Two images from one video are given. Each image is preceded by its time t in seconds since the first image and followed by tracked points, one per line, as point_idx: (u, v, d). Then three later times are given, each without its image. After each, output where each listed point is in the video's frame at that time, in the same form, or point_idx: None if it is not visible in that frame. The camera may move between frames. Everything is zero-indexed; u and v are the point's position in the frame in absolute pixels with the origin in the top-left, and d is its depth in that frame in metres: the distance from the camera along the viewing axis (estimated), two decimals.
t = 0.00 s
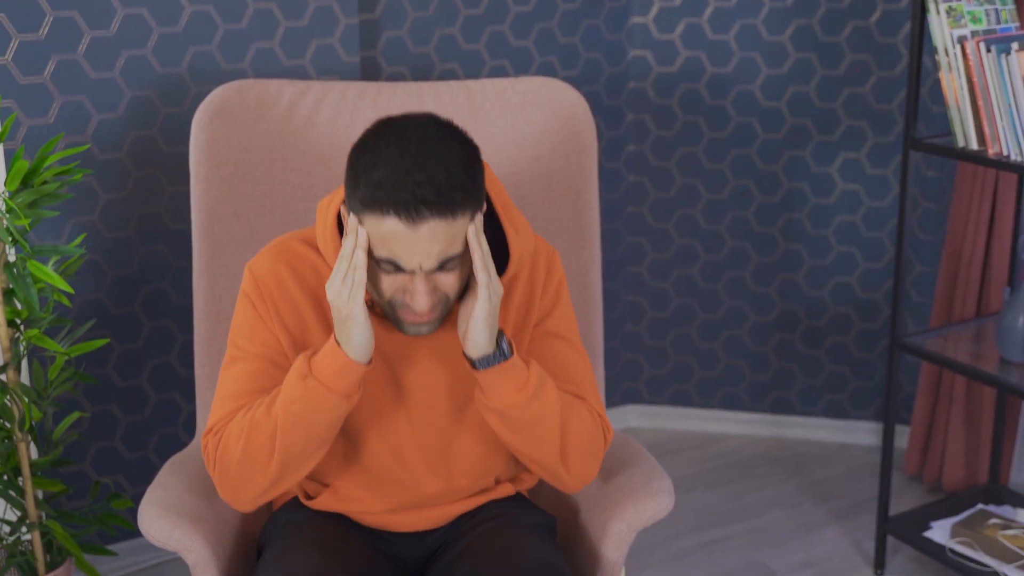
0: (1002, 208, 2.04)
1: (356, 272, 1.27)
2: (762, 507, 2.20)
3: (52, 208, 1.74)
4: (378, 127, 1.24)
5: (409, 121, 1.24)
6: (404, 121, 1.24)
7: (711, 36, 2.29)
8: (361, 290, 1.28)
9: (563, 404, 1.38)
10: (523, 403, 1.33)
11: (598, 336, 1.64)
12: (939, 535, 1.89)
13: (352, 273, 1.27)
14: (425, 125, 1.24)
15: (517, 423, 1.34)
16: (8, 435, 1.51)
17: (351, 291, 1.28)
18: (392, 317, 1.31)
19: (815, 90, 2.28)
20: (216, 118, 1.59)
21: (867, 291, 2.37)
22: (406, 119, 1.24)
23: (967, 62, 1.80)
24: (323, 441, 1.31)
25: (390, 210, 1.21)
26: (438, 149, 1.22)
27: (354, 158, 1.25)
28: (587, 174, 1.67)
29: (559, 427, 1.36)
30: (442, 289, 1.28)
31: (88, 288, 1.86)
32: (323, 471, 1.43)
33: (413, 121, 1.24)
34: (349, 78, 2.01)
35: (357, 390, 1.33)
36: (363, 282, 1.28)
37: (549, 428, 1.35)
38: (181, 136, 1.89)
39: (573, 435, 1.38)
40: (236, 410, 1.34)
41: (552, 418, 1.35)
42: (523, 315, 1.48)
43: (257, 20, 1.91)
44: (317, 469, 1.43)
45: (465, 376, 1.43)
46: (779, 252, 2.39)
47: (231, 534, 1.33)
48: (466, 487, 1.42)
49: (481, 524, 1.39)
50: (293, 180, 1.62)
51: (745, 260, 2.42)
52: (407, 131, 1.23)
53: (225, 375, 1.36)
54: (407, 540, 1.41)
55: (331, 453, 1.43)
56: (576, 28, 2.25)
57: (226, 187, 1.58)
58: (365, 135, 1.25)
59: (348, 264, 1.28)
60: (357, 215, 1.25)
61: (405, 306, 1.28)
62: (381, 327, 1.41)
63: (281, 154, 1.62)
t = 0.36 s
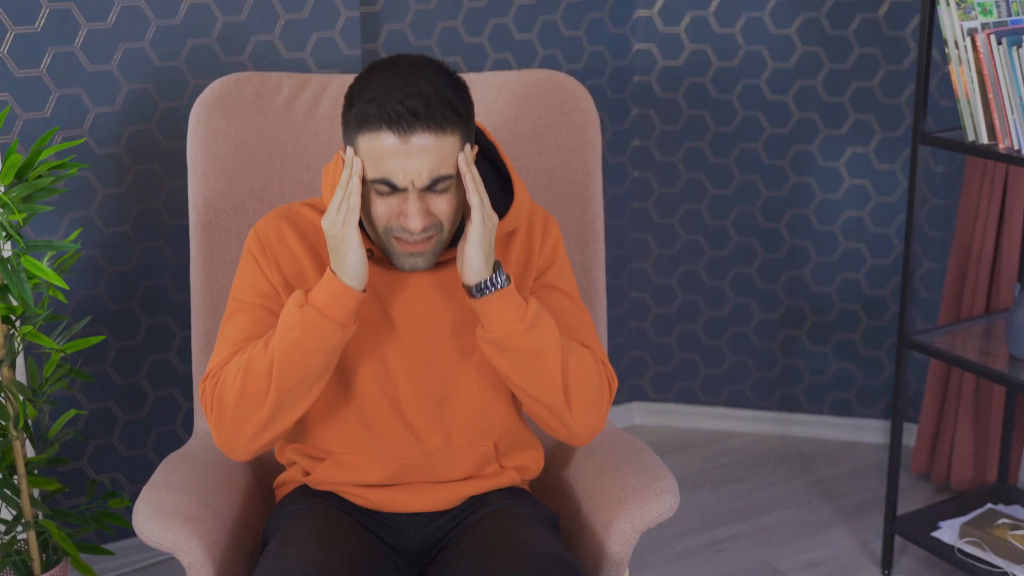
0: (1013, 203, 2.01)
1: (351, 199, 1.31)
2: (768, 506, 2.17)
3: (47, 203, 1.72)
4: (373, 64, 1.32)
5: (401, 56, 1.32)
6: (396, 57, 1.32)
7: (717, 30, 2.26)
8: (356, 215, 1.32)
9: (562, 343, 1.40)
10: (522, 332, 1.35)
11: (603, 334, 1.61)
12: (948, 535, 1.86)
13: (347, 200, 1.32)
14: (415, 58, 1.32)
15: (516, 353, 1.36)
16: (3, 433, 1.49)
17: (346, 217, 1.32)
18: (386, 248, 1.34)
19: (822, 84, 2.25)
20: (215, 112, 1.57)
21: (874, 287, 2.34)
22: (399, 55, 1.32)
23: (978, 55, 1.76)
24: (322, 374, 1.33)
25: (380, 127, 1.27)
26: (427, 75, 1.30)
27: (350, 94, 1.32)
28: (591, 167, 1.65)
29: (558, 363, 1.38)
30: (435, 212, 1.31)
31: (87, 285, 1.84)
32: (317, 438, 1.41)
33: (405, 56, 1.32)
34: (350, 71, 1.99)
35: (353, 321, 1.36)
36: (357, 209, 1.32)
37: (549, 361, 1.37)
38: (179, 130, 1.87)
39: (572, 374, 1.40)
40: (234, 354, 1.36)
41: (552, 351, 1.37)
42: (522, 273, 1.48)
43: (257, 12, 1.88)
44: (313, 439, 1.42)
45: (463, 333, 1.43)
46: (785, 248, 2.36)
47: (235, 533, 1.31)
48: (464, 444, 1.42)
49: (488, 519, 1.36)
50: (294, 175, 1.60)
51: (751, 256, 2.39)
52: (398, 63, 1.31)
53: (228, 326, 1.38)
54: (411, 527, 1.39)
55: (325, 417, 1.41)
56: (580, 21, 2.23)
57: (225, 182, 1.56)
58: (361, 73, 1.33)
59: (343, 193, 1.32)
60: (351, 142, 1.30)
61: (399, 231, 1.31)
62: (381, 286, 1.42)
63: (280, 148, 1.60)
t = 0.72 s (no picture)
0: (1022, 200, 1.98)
1: (348, 168, 1.34)
2: (774, 506, 2.15)
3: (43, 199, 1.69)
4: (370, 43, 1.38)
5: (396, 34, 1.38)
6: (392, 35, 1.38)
7: (723, 24, 2.23)
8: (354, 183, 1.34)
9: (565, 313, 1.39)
10: (522, 295, 1.35)
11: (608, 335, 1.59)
12: (956, 537, 1.84)
13: (344, 169, 1.34)
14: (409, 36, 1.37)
15: (516, 316, 1.35)
16: None
17: (343, 185, 1.34)
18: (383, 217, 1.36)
19: (828, 79, 2.22)
20: (213, 108, 1.55)
21: (882, 285, 2.31)
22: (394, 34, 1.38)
23: (988, 50, 1.73)
24: (318, 343, 1.32)
25: (376, 91, 1.31)
26: (421, 46, 1.35)
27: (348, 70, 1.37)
28: (594, 164, 1.62)
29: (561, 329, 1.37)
30: (432, 176, 1.34)
31: (85, 282, 1.82)
32: (316, 428, 1.39)
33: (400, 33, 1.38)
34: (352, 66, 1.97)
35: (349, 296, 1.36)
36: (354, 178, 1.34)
37: (551, 327, 1.36)
38: (178, 126, 1.84)
39: (576, 347, 1.39)
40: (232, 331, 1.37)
41: (552, 314, 1.36)
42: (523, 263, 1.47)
43: (258, 6, 1.86)
44: (311, 431, 1.40)
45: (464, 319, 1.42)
46: (791, 245, 2.34)
47: (231, 534, 1.29)
48: (466, 428, 1.39)
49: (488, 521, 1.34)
50: (293, 171, 1.58)
51: (757, 253, 2.36)
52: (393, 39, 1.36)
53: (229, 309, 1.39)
54: (411, 527, 1.37)
55: (323, 406, 1.39)
56: (584, 16, 2.20)
57: (223, 179, 1.54)
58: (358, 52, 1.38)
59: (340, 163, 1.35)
60: (349, 113, 1.34)
61: (398, 195, 1.33)
62: (382, 276, 1.42)
63: (279, 143, 1.58)
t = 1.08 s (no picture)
0: None
1: (349, 159, 1.34)
2: (779, 510, 2.13)
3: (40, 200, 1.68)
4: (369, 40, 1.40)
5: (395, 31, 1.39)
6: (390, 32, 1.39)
7: (729, 23, 2.21)
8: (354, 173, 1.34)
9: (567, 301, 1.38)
10: (524, 278, 1.34)
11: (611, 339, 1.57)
12: (964, 543, 1.81)
13: (345, 159, 1.34)
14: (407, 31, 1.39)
15: (518, 300, 1.33)
16: None
17: (343, 175, 1.34)
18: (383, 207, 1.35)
19: (836, 79, 2.19)
20: (212, 108, 1.53)
21: (889, 287, 2.29)
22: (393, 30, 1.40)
23: (999, 49, 1.70)
24: (317, 330, 1.31)
25: (376, 82, 1.32)
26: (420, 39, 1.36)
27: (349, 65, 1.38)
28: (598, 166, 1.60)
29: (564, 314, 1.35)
30: (432, 164, 1.34)
31: (85, 284, 1.80)
32: (315, 425, 1.38)
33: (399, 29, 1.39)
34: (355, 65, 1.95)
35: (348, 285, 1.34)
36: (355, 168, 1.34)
37: (554, 312, 1.34)
38: (178, 126, 1.83)
39: (579, 335, 1.37)
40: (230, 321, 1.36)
41: (556, 300, 1.35)
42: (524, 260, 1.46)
43: (259, 4, 1.84)
44: (311, 429, 1.38)
45: (465, 315, 1.41)
46: (798, 247, 2.31)
47: (229, 540, 1.28)
48: (466, 422, 1.38)
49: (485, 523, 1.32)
50: (293, 172, 1.56)
51: (763, 254, 2.34)
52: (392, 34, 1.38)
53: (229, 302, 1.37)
54: (410, 529, 1.35)
55: (322, 402, 1.38)
56: (588, 14, 2.18)
57: (222, 180, 1.52)
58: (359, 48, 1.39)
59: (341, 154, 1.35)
60: (350, 105, 1.35)
61: (398, 183, 1.33)
62: (383, 274, 1.41)
63: (278, 144, 1.56)
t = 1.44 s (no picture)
0: None
1: (350, 151, 1.33)
2: (786, 513, 2.11)
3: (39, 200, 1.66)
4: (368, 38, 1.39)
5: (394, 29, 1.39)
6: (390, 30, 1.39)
7: (735, 21, 2.19)
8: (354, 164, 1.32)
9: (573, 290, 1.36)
10: (529, 263, 1.32)
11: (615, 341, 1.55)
12: (972, 548, 1.79)
13: (345, 151, 1.33)
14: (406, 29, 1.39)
15: (523, 285, 1.32)
16: None
17: (344, 165, 1.32)
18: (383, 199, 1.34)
19: (844, 78, 2.17)
20: (213, 109, 1.52)
21: (897, 288, 2.27)
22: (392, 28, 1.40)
23: (1009, 49, 1.68)
24: (314, 314, 1.30)
25: (376, 75, 1.31)
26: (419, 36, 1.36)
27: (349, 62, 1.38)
28: (603, 167, 1.58)
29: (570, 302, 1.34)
30: (431, 156, 1.32)
31: (86, 284, 1.79)
32: (315, 420, 1.36)
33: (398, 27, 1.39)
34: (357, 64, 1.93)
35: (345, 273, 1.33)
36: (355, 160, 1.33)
37: (558, 299, 1.33)
38: (179, 125, 1.81)
39: (585, 325, 1.36)
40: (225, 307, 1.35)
41: (562, 287, 1.33)
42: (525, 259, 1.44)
43: (261, 3, 1.83)
44: (312, 427, 1.36)
45: (468, 308, 1.39)
46: (804, 248, 2.29)
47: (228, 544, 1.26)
48: (467, 416, 1.36)
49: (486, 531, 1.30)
50: (294, 173, 1.55)
51: (769, 255, 2.32)
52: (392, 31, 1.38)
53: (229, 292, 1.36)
54: (411, 534, 1.32)
55: (322, 398, 1.36)
56: (594, 13, 2.16)
57: (222, 181, 1.51)
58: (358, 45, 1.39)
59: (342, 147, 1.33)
60: (351, 98, 1.34)
61: (398, 174, 1.32)
62: (386, 272, 1.39)
63: (279, 145, 1.54)
